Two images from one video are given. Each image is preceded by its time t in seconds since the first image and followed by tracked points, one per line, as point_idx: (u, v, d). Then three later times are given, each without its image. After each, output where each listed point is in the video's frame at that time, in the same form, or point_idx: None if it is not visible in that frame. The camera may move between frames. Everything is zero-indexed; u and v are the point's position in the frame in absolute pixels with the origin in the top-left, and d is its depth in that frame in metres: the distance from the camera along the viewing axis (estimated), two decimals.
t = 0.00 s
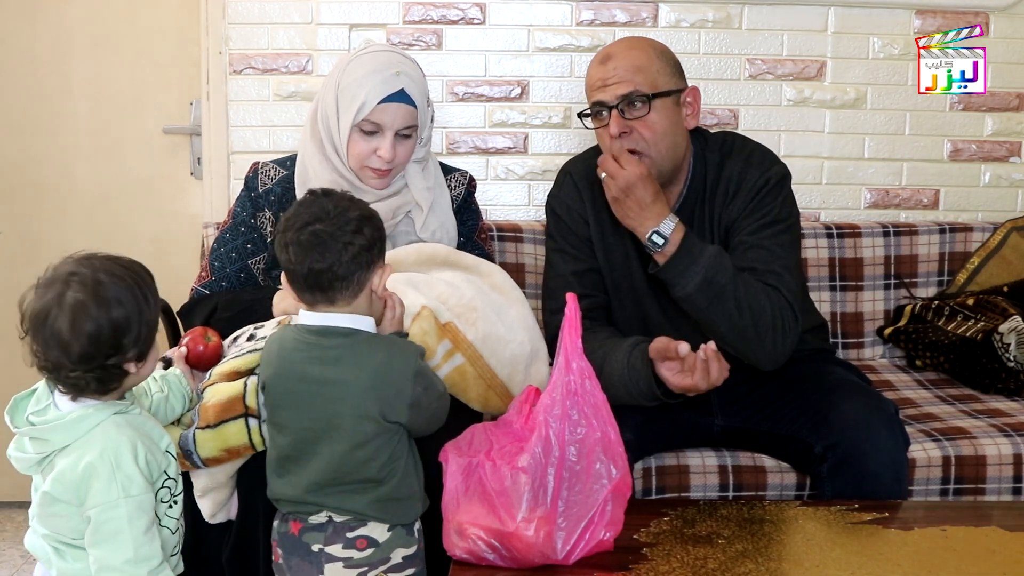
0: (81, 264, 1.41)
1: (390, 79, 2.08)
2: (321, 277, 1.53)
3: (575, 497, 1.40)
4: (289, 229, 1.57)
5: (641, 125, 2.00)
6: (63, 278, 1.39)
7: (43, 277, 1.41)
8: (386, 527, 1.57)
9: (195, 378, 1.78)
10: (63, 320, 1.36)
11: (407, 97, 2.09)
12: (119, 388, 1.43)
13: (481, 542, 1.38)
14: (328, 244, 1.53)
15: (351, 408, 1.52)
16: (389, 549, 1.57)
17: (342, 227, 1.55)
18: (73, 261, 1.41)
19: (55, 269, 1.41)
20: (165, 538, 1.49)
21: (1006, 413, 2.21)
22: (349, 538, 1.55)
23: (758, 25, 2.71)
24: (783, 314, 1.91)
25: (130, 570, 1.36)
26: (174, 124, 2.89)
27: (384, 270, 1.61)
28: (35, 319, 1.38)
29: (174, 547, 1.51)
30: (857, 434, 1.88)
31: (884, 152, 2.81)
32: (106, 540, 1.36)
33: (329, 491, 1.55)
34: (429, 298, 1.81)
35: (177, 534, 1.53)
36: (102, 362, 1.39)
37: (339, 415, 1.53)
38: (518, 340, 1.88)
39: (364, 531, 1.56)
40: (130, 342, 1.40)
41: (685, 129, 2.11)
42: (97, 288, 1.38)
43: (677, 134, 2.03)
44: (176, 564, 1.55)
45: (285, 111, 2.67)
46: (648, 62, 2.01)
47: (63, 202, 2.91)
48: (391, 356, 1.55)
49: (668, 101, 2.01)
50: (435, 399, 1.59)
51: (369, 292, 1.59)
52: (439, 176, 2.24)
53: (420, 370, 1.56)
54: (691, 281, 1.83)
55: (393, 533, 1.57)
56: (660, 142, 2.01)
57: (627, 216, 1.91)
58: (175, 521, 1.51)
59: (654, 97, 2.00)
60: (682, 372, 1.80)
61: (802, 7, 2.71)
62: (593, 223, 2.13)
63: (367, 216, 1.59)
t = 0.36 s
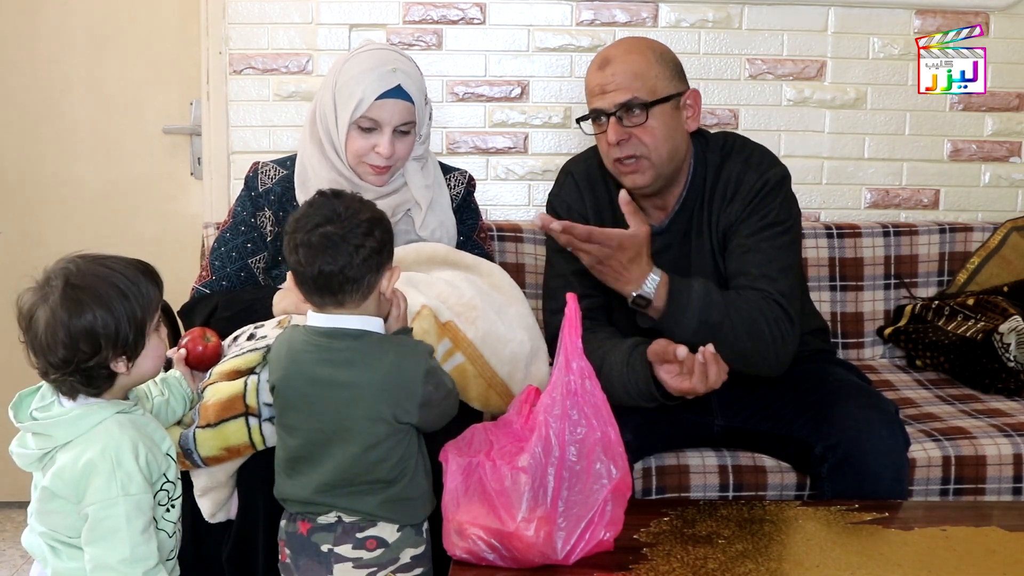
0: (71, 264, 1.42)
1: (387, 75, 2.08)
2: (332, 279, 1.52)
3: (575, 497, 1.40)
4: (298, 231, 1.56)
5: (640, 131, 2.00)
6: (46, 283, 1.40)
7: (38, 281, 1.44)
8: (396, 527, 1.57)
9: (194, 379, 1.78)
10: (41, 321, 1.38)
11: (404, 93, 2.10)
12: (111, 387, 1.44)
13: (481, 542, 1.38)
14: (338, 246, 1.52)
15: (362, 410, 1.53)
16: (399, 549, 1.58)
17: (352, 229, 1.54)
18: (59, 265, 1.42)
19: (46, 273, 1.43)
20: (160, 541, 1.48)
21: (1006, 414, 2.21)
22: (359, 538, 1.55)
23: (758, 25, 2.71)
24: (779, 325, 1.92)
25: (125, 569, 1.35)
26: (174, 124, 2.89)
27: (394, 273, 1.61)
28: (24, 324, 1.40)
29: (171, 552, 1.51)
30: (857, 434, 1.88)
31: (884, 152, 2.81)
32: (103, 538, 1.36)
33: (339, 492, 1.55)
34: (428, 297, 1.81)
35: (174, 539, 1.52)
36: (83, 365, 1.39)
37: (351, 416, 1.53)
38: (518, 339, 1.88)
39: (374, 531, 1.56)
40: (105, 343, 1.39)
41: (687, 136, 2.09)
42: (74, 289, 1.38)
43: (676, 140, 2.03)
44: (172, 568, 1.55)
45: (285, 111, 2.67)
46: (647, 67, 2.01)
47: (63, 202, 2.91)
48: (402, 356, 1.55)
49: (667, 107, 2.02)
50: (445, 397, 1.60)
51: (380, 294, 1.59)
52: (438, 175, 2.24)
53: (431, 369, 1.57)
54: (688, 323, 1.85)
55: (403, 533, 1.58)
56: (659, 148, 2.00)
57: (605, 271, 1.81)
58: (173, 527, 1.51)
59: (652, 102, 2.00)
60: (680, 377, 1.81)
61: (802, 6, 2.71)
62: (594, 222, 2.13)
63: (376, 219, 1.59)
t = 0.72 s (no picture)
0: (73, 264, 1.43)
1: (382, 69, 2.09)
2: (334, 284, 1.52)
3: (575, 497, 1.40)
4: (299, 235, 1.56)
5: (622, 147, 2.01)
6: (49, 283, 1.40)
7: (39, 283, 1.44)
8: (400, 526, 1.58)
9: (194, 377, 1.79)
10: (46, 320, 1.38)
11: (400, 86, 2.10)
12: (117, 385, 1.44)
13: (481, 542, 1.38)
14: (341, 251, 1.52)
15: (367, 410, 1.53)
16: (403, 547, 1.58)
17: (355, 233, 1.54)
18: (60, 266, 1.43)
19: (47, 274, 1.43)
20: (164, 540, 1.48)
21: (1006, 414, 2.21)
22: (363, 538, 1.55)
23: (758, 25, 2.71)
24: (778, 325, 1.91)
25: (131, 566, 1.35)
26: (174, 124, 2.89)
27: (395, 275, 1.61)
28: (28, 325, 1.40)
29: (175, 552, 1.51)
30: (858, 434, 1.88)
31: (884, 152, 2.81)
32: (109, 535, 1.36)
33: (343, 493, 1.55)
34: (428, 295, 1.81)
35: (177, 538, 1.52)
36: (90, 363, 1.40)
37: (356, 417, 1.53)
38: (518, 338, 1.88)
39: (378, 531, 1.56)
40: (111, 339, 1.39)
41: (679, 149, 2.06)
42: (79, 287, 1.39)
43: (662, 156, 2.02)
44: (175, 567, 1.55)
45: (285, 111, 2.67)
46: (638, 82, 1.99)
47: (63, 202, 2.91)
48: (406, 357, 1.56)
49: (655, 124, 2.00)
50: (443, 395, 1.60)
51: (383, 297, 1.59)
52: (436, 173, 2.25)
53: (434, 369, 1.58)
54: (687, 298, 1.83)
55: (406, 531, 1.58)
56: (640, 165, 2.01)
57: (616, 230, 1.80)
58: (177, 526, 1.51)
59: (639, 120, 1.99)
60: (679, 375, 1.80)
61: (802, 6, 2.71)
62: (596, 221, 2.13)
63: (376, 223, 1.58)
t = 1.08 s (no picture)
0: (79, 259, 1.43)
1: (382, 69, 2.09)
2: (334, 283, 1.53)
3: (575, 497, 1.40)
4: (299, 234, 1.56)
5: (613, 153, 2.01)
6: (55, 277, 1.41)
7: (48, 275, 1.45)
8: (404, 524, 1.58)
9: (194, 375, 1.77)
10: (48, 314, 1.39)
11: (400, 86, 2.10)
12: (117, 380, 1.44)
13: (481, 542, 1.38)
14: (341, 250, 1.53)
15: (370, 408, 1.53)
16: (408, 545, 1.58)
17: (355, 232, 1.54)
18: (67, 260, 1.43)
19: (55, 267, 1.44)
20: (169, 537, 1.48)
21: (1006, 414, 2.21)
22: (368, 535, 1.56)
23: (758, 25, 2.71)
24: (778, 331, 1.92)
25: (139, 558, 1.35)
26: (174, 124, 2.89)
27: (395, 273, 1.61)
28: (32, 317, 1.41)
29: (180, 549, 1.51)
30: (858, 434, 1.88)
31: (884, 152, 2.81)
32: (116, 528, 1.36)
33: (346, 492, 1.55)
34: (428, 295, 1.81)
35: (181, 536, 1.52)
36: (89, 358, 1.40)
37: (358, 416, 1.53)
38: (519, 338, 1.88)
39: (382, 529, 1.56)
40: (111, 336, 1.39)
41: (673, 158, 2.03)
42: (82, 282, 1.39)
43: (651, 164, 2.00)
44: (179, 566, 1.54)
45: (285, 111, 2.67)
46: (629, 89, 1.98)
47: (63, 202, 2.91)
48: (408, 356, 1.57)
49: (645, 132, 1.98)
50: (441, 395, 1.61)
51: (382, 295, 1.59)
52: (438, 173, 2.24)
53: (434, 364, 1.59)
54: (686, 309, 1.88)
55: (411, 529, 1.59)
56: (628, 172, 2.00)
57: (601, 265, 1.90)
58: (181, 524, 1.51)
59: (627, 127, 1.98)
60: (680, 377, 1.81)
61: (802, 6, 2.71)
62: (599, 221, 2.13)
63: (377, 221, 1.58)
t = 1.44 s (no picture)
0: (85, 256, 1.47)
1: (386, 68, 2.09)
2: (335, 283, 1.54)
3: (575, 497, 1.40)
4: (303, 233, 1.56)
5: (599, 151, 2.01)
6: (59, 274, 1.44)
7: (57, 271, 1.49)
8: (402, 523, 1.58)
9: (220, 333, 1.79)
10: (51, 312, 1.42)
11: (404, 85, 2.11)
12: (120, 373, 1.48)
13: (481, 542, 1.38)
14: (343, 252, 1.53)
15: (370, 404, 1.53)
16: (406, 544, 1.58)
17: (357, 234, 1.54)
18: (74, 258, 1.47)
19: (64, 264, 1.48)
20: (165, 527, 1.50)
21: (1006, 414, 2.21)
22: (367, 535, 1.56)
23: (758, 25, 2.71)
24: (778, 333, 1.93)
25: (118, 538, 1.39)
26: (174, 124, 2.89)
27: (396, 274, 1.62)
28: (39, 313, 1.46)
29: (178, 539, 1.53)
30: (859, 434, 1.88)
31: (884, 152, 2.81)
32: (99, 508, 1.40)
33: (346, 490, 1.55)
34: (429, 295, 1.81)
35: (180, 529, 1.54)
36: (91, 353, 1.44)
37: (358, 414, 1.53)
38: (519, 338, 1.88)
39: (381, 528, 1.56)
40: (111, 333, 1.43)
41: (658, 172, 2.00)
42: (83, 281, 1.43)
43: (631, 174, 2.00)
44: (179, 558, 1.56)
45: (285, 111, 2.67)
46: (622, 96, 1.97)
47: (64, 201, 2.91)
48: (407, 353, 1.57)
49: (631, 142, 1.97)
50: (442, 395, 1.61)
51: (382, 296, 1.60)
52: (439, 173, 2.24)
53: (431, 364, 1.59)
54: (680, 322, 1.90)
55: (409, 528, 1.59)
56: (609, 175, 2.01)
57: (602, 261, 1.94)
58: (181, 515, 1.53)
59: (615, 133, 1.98)
60: (679, 374, 1.81)
61: (802, 6, 2.71)
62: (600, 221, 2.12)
63: (379, 222, 1.58)
